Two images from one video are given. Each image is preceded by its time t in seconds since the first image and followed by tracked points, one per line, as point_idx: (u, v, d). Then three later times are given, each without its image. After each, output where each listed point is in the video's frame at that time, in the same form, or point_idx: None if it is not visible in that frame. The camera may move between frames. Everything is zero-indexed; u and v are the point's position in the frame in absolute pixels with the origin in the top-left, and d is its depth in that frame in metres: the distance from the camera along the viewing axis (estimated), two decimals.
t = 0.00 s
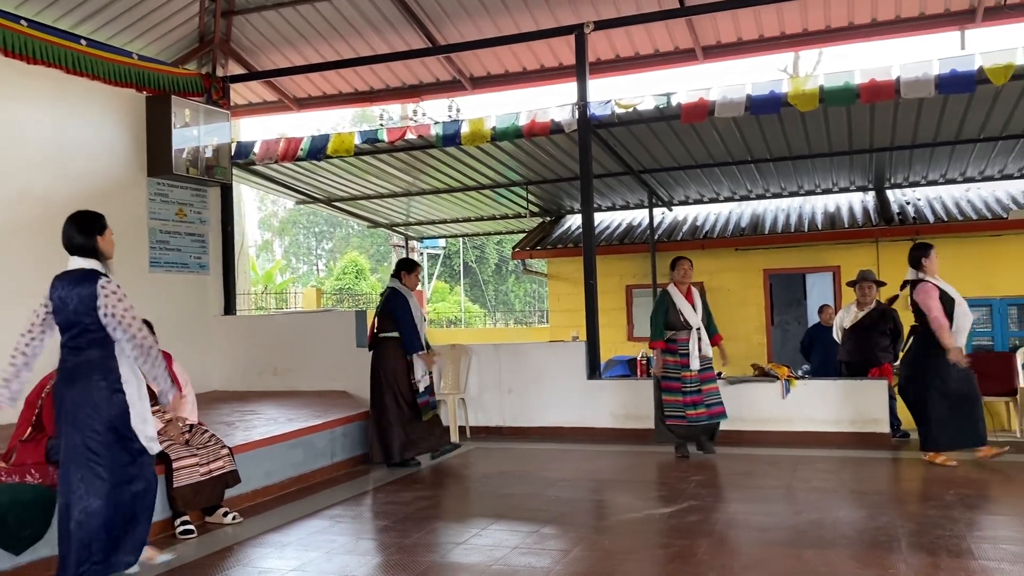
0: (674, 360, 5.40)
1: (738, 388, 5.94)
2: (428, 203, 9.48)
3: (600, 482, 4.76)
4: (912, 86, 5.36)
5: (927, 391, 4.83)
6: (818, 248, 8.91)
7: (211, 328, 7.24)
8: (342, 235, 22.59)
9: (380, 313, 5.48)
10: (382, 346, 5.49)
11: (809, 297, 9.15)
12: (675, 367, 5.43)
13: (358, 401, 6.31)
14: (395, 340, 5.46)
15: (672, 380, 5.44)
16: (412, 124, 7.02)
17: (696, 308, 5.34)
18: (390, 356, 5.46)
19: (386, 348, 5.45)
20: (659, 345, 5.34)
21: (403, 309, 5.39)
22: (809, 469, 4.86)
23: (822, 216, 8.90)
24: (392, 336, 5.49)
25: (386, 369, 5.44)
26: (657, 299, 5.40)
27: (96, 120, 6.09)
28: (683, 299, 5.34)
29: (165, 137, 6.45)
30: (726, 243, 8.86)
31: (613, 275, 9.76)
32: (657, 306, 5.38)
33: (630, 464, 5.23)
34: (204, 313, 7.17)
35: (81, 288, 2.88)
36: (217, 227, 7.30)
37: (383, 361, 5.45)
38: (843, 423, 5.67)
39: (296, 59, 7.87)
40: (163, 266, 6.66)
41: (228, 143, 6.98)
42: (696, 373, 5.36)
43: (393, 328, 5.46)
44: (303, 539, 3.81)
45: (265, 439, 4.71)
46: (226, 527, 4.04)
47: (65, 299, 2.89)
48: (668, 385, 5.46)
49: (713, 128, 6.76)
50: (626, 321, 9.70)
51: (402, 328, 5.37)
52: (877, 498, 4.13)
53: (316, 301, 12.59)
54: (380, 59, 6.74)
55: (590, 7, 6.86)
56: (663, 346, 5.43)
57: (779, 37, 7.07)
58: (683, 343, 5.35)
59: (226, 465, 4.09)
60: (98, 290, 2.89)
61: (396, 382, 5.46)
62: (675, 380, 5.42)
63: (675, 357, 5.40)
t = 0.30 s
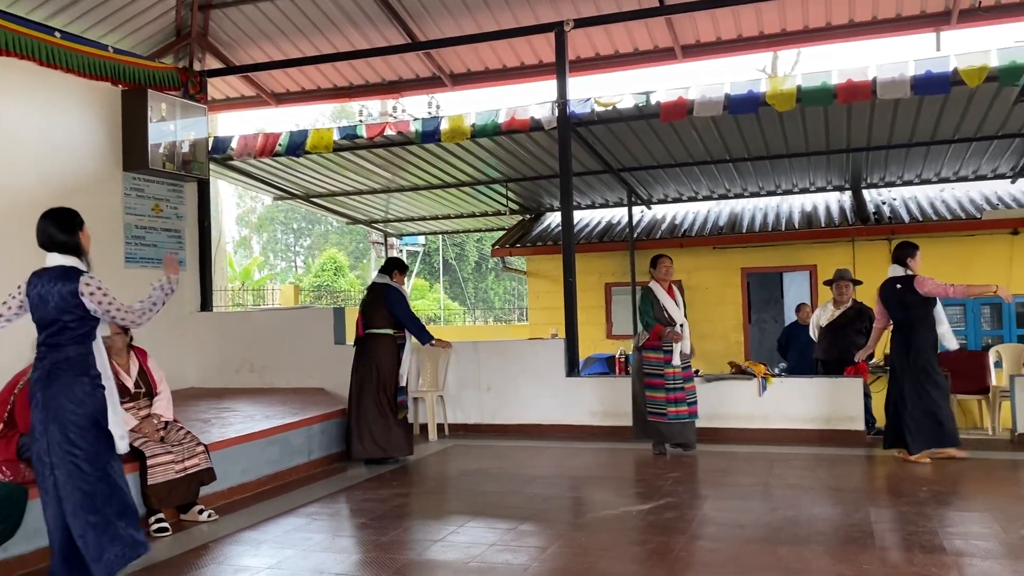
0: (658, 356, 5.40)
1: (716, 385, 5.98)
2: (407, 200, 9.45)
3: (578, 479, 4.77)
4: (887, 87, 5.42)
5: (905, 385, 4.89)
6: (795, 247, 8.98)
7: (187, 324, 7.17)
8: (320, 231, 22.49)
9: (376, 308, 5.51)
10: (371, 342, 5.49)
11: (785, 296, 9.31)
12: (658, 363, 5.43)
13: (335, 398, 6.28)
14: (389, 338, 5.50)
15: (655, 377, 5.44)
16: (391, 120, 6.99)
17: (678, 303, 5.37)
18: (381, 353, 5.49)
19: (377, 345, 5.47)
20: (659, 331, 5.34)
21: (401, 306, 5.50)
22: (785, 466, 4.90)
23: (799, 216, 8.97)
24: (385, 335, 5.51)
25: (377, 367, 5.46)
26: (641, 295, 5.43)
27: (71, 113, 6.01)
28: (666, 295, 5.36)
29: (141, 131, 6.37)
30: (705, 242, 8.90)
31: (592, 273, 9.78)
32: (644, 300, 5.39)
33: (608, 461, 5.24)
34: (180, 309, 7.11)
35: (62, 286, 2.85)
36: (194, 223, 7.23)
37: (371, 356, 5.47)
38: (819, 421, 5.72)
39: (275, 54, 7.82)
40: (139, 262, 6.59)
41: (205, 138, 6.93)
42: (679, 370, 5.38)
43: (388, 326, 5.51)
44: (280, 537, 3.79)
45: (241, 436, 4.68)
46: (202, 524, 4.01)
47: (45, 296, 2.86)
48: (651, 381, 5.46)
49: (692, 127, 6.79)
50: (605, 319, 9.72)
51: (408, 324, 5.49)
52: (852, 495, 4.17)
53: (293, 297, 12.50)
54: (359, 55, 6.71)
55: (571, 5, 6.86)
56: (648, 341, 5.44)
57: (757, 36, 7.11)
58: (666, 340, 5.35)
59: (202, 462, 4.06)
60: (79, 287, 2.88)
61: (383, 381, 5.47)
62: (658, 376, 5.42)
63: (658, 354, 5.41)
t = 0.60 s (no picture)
0: (642, 351, 5.40)
1: (689, 382, 6.01)
2: (383, 196, 9.41)
3: (552, 476, 4.78)
4: (860, 88, 5.47)
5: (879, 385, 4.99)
6: (769, 246, 9.05)
7: (159, 320, 7.09)
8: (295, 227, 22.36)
9: (364, 304, 5.57)
10: (355, 338, 5.55)
11: (759, 295, 9.24)
12: (642, 359, 5.41)
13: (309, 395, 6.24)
14: (374, 335, 5.55)
15: (640, 371, 5.40)
16: (367, 116, 6.95)
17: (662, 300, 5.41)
18: (363, 349, 5.55)
19: (359, 341, 5.53)
20: (620, 338, 5.40)
21: (390, 304, 5.59)
22: (757, 463, 4.94)
23: (773, 214, 9.04)
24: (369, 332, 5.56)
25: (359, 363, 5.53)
26: (623, 291, 5.43)
27: (40, 106, 5.91)
28: (649, 292, 5.38)
29: (111, 124, 6.27)
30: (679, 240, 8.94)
31: (568, 270, 9.79)
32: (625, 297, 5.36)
33: (582, 458, 5.26)
34: (152, 305, 7.03)
35: (23, 284, 2.80)
36: (166, 218, 7.15)
37: (354, 352, 5.54)
38: (791, 418, 5.77)
39: (249, 48, 7.75)
40: (109, 257, 6.50)
41: (177, 133, 6.85)
42: (660, 366, 5.44)
43: (374, 323, 5.56)
44: (252, 534, 3.76)
45: (211, 433, 4.63)
46: (172, 522, 3.98)
47: (6, 295, 2.82)
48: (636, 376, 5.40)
49: (667, 125, 6.81)
50: (580, 316, 9.74)
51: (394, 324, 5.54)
52: (823, 491, 4.21)
53: (267, 294, 12.40)
54: (335, 50, 6.66)
55: (548, 3, 6.86)
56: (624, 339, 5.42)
57: (732, 36, 7.15)
58: (651, 336, 5.39)
59: (173, 460, 4.00)
60: (36, 286, 2.80)
61: (367, 377, 5.55)
62: (643, 370, 5.40)
63: (642, 349, 5.40)
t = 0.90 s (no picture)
0: (619, 346, 5.41)
1: (660, 378, 6.05)
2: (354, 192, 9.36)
3: (523, 472, 4.78)
4: (829, 87, 5.53)
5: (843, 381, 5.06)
6: (739, 244, 9.12)
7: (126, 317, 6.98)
8: (266, 223, 22.19)
9: (346, 299, 5.50)
10: (339, 332, 5.48)
11: (728, 292, 9.34)
12: (618, 355, 5.43)
13: (279, 392, 6.19)
14: (358, 330, 5.50)
15: (616, 368, 5.41)
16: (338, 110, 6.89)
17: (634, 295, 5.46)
18: (347, 343, 5.47)
19: (346, 335, 5.47)
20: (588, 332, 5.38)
21: (373, 302, 5.53)
22: (726, 458, 4.99)
23: (743, 213, 9.12)
24: (353, 326, 5.50)
25: (342, 358, 5.47)
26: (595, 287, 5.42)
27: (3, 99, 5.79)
28: (623, 288, 5.42)
29: (77, 118, 6.17)
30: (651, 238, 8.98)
31: (541, 268, 9.80)
32: (600, 292, 5.37)
33: (553, 454, 5.27)
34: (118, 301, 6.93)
35: None
36: (133, 212, 7.05)
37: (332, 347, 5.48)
38: (760, 413, 5.82)
39: (219, 41, 7.67)
40: (74, 252, 6.38)
41: (145, 126, 6.77)
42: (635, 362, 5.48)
43: (359, 319, 5.51)
44: (220, 532, 3.72)
45: (179, 430, 4.58)
46: (138, 520, 3.95)
47: None
48: (614, 372, 5.41)
49: (639, 123, 6.84)
50: (553, 314, 9.77)
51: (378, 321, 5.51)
52: (790, 485, 4.26)
53: (237, 290, 12.30)
54: (307, 44, 6.62)
55: None
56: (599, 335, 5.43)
57: (704, 35, 7.19)
58: (627, 332, 5.41)
59: (138, 457, 3.98)
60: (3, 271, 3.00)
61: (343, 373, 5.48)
62: (619, 366, 5.41)
63: (619, 345, 5.42)
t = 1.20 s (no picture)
0: (583, 348, 5.41)
1: (626, 375, 6.06)
2: (320, 188, 9.27)
3: (489, 470, 4.77)
4: (795, 87, 5.58)
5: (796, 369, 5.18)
6: (706, 243, 9.17)
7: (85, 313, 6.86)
8: (230, 219, 21.93)
9: (319, 296, 5.45)
10: (315, 329, 5.44)
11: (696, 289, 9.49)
12: (582, 356, 5.42)
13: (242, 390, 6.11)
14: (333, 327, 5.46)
15: (580, 369, 5.41)
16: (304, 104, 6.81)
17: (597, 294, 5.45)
18: (322, 341, 5.44)
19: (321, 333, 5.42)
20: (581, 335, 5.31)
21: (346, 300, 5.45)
22: (691, 455, 5.01)
23: (709, 212, 9.18)
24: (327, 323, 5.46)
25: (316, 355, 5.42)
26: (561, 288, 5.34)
27: None
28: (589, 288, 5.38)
29: (34, 110, 6.02)
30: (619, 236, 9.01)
31: (509, 266, 9.79)
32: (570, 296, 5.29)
33: (520, 452, 5.26)
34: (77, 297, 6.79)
35: None
36: (93, 207, 6.92)
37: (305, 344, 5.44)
38: (725, 411, 5.86)
39: (183, 34, 7.55)
40: (32, 247, 6.26)
41: (106, 119, 6.64)
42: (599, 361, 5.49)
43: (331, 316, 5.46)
44: (180, 531, 3.65)
45: (139, 428, 4.49)
46: (95, 519, 3.86)
47: None
48: (578, 374, 5.41)
49: (607, 121, 6.85)
50: (521, 312, 9.75)
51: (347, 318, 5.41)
52: (754, 482, 4.29)
53: (200, 288, 12.13)
54: (272, 37, 6.53)
55: None
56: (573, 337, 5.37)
57: (672, 35, 7.22)
58: (592, 332, 5.42)
59: (95, 456, 3.86)
60: None
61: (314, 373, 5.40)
62: (583, 368, 5.42)
63: (582, 346, 5.42)
